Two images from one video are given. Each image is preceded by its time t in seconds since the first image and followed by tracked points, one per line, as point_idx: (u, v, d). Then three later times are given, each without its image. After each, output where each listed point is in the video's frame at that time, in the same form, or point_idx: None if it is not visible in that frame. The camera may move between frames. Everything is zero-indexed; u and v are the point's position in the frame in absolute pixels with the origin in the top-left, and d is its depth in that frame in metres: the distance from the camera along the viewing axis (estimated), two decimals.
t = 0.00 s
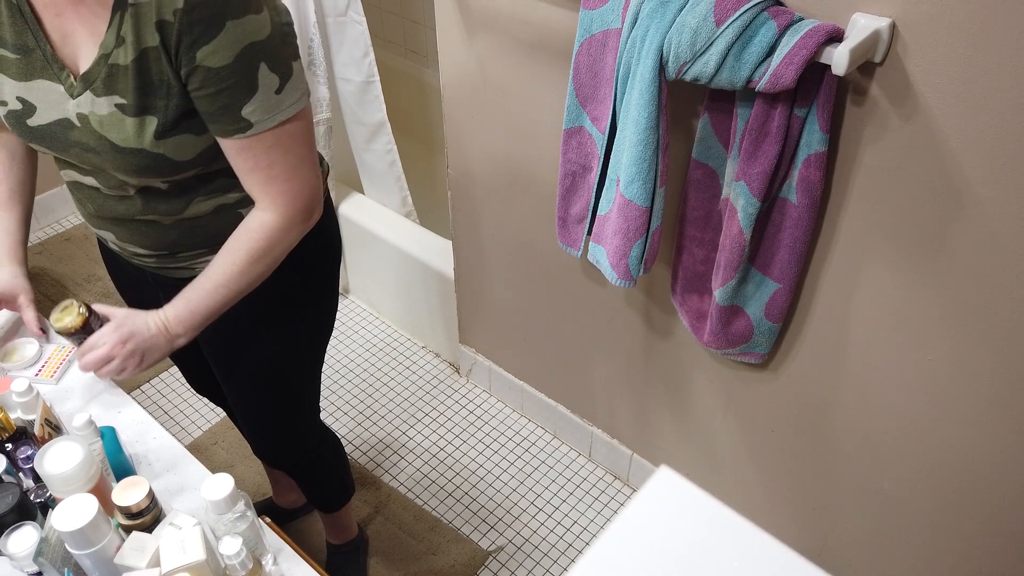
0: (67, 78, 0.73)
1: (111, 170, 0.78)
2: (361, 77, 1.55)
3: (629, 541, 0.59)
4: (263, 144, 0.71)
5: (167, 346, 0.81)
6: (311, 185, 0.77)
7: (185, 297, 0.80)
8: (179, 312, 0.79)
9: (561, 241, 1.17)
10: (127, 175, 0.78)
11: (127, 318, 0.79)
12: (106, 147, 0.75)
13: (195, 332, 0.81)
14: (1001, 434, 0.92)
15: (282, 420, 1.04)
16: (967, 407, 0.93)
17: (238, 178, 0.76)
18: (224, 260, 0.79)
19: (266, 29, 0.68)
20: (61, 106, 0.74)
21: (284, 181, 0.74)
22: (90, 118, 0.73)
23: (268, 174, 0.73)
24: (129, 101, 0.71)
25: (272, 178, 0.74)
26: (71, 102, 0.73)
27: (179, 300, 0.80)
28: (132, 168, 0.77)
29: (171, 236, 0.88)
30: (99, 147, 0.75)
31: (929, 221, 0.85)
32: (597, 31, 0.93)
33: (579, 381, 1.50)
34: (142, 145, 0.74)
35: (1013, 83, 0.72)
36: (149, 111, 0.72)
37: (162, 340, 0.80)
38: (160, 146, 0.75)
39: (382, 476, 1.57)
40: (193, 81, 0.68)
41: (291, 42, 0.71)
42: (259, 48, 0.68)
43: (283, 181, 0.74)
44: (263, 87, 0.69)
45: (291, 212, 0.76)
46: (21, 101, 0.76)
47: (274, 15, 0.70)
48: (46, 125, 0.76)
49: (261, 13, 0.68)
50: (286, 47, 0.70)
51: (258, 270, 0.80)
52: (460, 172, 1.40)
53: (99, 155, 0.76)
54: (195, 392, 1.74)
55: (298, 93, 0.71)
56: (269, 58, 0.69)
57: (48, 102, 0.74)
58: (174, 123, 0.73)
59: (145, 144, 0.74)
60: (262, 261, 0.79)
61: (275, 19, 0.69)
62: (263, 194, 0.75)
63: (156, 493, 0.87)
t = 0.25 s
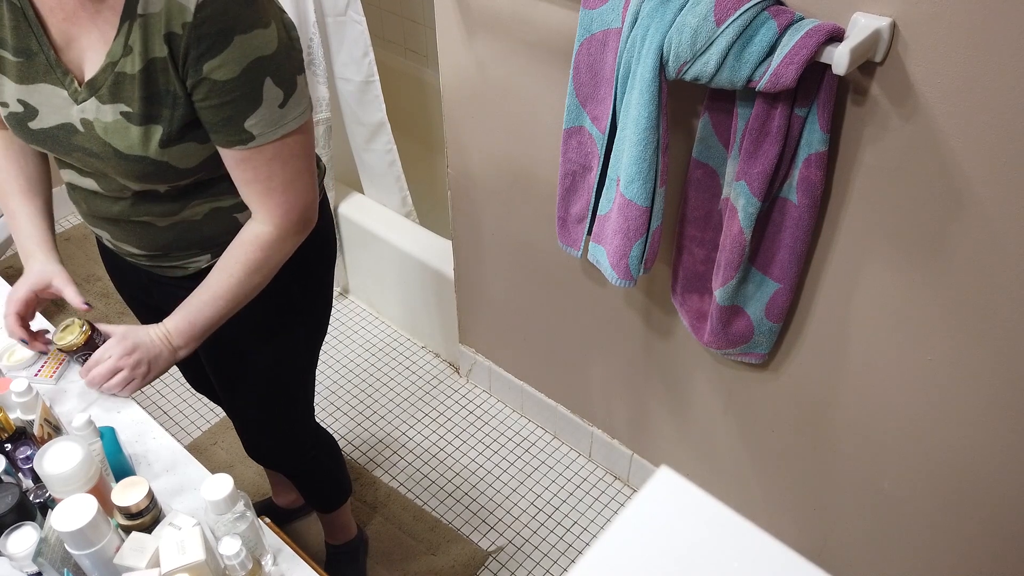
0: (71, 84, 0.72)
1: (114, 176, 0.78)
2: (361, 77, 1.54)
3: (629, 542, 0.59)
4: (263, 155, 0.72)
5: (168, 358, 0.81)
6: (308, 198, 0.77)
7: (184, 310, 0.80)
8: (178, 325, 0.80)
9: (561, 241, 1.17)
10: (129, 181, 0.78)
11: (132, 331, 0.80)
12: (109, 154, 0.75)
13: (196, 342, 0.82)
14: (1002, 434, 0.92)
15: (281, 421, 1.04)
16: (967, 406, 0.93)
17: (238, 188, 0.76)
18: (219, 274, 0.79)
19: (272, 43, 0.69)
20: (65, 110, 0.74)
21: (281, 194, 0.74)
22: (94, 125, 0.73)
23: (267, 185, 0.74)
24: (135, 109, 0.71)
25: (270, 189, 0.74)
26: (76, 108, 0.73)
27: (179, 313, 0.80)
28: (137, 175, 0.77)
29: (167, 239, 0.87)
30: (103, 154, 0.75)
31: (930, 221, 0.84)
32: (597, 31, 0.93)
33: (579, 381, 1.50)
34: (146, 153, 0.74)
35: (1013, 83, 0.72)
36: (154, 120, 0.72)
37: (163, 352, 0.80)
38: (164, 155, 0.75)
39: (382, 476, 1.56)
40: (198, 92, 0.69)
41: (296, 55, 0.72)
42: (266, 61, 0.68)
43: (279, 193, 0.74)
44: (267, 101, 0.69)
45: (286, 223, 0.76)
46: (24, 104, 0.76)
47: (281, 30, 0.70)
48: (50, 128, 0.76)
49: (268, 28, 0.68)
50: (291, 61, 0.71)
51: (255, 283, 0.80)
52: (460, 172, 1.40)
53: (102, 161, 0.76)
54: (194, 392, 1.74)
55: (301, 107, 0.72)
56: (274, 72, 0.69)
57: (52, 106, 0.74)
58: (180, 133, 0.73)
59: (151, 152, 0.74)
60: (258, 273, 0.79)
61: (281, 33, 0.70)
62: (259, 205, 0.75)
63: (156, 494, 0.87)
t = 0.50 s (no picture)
0: (79, 91, 0.72)
1: (127, 180, 0.78)
2: (361, 77, 1.54)
3: (629, 541, 0.59)
4: (261, 159, 0.71)
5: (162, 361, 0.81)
6: (303, 201, 0.77)
7: (178, 314, 0.80)
8: (171, 329, 0.80)
9: (561, 241, 1.17)
10: (142, 184, 0.78)
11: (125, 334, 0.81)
12: (121, 159, 0.75)
13: (189, 348, 0.82)
14: (1001, 433, 0.92)
15: (281, 422, 1.04)
16: (967, 406, 0.93)
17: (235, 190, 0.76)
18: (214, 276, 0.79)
19: (276, 48, 0.69)
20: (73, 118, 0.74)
21: (278, 196, 0.74)
22: (106, 131, 0.73)
23: (263, 188, 0.74)
24: (146, 114, 0.71)
25: (267, 191, 0.74)
26: (84, 114, 0.73)
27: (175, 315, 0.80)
28: (150, 178, 0.77)
29: (175, 239, 0.88)
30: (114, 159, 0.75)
31: (930, 221, 0.84)
32: (597, 31, 0.93)
33: (579, 381, 1.50)
34: (161, 156, 0.75)
35: (1013, 83, 0.72)
36: (165, 124, 0.72)
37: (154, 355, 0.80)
38: (178, 156, 0.75)
39: (382, 476, 1.56)
40: (201, 94, 0.69)
41: (299, 58, 0.72)
42: (269, 66, 0.68)
43: (277, 195, 0.74)
44: (268, 105, 0.69)
45: (282, 225, 0.76)
46: (30, 112, 0.76)
47: (285, 33, 0.70)
48: (58, 135, 0.76)
49: (272, 32, 0.68)
50: (294, 65, 0.71)
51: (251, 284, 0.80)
52: (460, 172, 1.40)
53: (115, 166, 0.76)
54: (194, 392, 1.74)
55: (302, 111, 0.72)
56: (277, 77, 0.69)
57: (61, 114, 0.74)
58: (192, 134, 0.74)
59: (164, 154, 0.74)
60: (252, 274, 0.79)
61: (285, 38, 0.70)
62: (255, 206, 0.75)
63: (156, 493, 0.87)
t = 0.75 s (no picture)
0: (81, 93, 0.72)
1: (130, 181, 0.78)
2: (361, 77, 1.54)
3: (629, 542, 0.59)
4: (279, 149, 0.73)
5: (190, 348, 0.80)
6: (327, 182, 0.78)
7: (206, 299, 0.79)
8: (199, 313, 0.79)
9: (562, 241, 1.17)
10: (145, 185, 0.78)
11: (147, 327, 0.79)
12: (125, 161, 0.75)
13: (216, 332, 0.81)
14: (1001, 433, 0.92)
15: (282, 421, 1.04)
16: (967, 407, 0.93)
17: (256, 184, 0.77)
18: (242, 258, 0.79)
19: (279, 38, 0.69)
20: (76, 120, 0.74)
21: (303, 181, 0.76)
22: (110, 133, 0.73)
23: (286, 176, 0.75)
24: (150, 113, 0.71)
25: (291, 178, 0.75)
26: (87, 116, 0.73)
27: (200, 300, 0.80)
28: (154, 179, 0.77)
29: (178, 241, 0.88)
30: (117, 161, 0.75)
31: (929, 221, 0.84)
32: (597, 31, 0.93)
33: (579, 381, 1.50)
34: (164, 156, 0.74)
35: (1013, 83, 0.72)
36: (168, 124, 0.72)
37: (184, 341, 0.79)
38: (182, 156, 0.75)
39: (382, 476, 1.57)
40: (209, 91, 0.69)
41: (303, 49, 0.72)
42: (275, 57, 0.69)
43: (300, 182, 0.76)
44: (279, 95, 0.70)
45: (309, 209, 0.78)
46: (32, 117, 0.76)
47: (286, 22, 0.70)
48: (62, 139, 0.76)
49: (273, 23, 0.68)
50: (298, 53, 0.71)
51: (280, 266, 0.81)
52: (460, 172, 1.40)
53: (118, 168, 0.76)
54: (194, 392, 1.74)
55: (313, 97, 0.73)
56: (284, 66, 0.69)
57: (64, 118, 0.74)
58: (195, 133, 0.74)
59: (167, 155, 0.74)
60: (281, 257, 0.80)
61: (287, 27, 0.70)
62: (281, 194, 0.76)
63: (156, 493, 0.87)
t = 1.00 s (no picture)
0: (75, 91, 0.72)
1: (122, 181, 0.77)
2: (361, 77, 1.55)
3: (630, 541, 0.59)
4: (297, 138, 0.72)
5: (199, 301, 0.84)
6: (350, 168, 0.78)
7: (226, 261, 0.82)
8: (216, 272, 0.83)
9: (562, 241, 1.17)
10: (137, 185, 0.77)
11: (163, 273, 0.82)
12: (116, 159, 0.74)
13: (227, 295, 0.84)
14: (1001, 433, 0.92)
15: (284, 420, 1.04)
16: (967, 407, 0.93)
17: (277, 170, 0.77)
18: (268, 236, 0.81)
19: (277, 32, 0.68)
20: (69, 117, 0.73)
21: (325, 171, 0.76)
22: (100, 130, 0.72)
23: (306, 165, 0.75)
24: (142, 112, 0.71)
25: (311, 167, 0.75)
26: (80, 114, 0.73)
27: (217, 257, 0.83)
28: (146, 179, 0.76)
29: (173, 243, 0.87)
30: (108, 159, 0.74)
31: (929, 222, 0.85)
32: (597, 31, 0.93)
33: (580, 381, 1.50)
34: (155, 155, 0.74)
35: (1013, 83, 0.72)
36: (161, 123, 0.72)
37: (196, 295, 0.83)
38: (173, 156, 0.74)
39: (382, 476, 1.57)
40: (212, 91, 0.69)
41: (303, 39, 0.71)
42: (273, 50, 0.68)
43: (319, 170, 0.75)
44: (286, 86, 0.69)
45: (332, 196, 0.78)
46: (28, 113, 0.76)
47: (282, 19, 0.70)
48: (55, 137, 0.75)
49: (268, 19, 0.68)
50: (297, 45, 0.70)
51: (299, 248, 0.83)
52: (461, 172, 1.39)
53: (110, 166, 0.75)
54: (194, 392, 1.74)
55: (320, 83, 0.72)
56: (286, 59, 0.69)
57: (56, 114, 0.74)
58: (188, 133, 0.73)
59: (158, 154, 0.74)
60: (299, 240, 0.81)
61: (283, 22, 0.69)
62: (303, 181, 0.76)
63: (156, 493, 0.87)
